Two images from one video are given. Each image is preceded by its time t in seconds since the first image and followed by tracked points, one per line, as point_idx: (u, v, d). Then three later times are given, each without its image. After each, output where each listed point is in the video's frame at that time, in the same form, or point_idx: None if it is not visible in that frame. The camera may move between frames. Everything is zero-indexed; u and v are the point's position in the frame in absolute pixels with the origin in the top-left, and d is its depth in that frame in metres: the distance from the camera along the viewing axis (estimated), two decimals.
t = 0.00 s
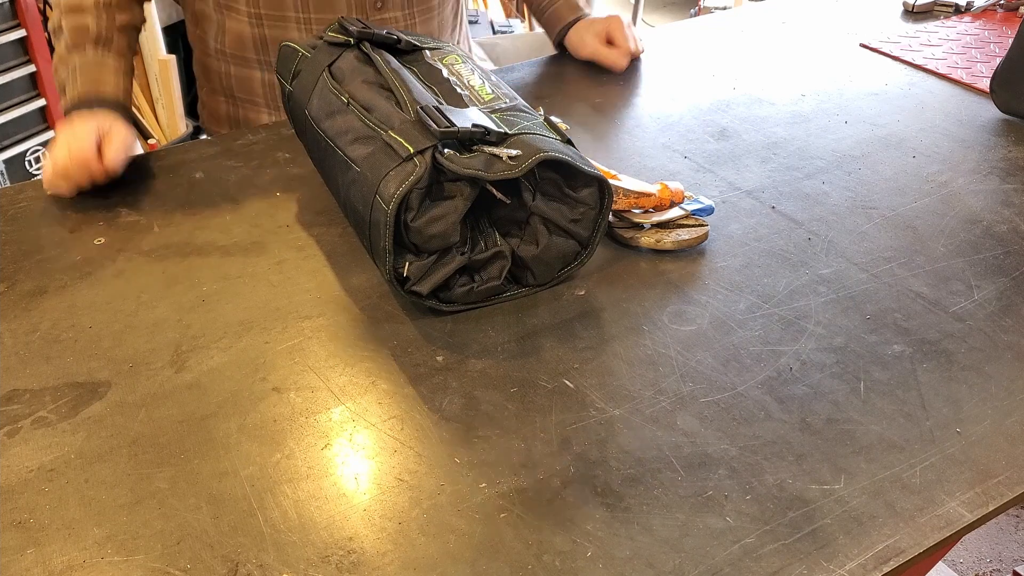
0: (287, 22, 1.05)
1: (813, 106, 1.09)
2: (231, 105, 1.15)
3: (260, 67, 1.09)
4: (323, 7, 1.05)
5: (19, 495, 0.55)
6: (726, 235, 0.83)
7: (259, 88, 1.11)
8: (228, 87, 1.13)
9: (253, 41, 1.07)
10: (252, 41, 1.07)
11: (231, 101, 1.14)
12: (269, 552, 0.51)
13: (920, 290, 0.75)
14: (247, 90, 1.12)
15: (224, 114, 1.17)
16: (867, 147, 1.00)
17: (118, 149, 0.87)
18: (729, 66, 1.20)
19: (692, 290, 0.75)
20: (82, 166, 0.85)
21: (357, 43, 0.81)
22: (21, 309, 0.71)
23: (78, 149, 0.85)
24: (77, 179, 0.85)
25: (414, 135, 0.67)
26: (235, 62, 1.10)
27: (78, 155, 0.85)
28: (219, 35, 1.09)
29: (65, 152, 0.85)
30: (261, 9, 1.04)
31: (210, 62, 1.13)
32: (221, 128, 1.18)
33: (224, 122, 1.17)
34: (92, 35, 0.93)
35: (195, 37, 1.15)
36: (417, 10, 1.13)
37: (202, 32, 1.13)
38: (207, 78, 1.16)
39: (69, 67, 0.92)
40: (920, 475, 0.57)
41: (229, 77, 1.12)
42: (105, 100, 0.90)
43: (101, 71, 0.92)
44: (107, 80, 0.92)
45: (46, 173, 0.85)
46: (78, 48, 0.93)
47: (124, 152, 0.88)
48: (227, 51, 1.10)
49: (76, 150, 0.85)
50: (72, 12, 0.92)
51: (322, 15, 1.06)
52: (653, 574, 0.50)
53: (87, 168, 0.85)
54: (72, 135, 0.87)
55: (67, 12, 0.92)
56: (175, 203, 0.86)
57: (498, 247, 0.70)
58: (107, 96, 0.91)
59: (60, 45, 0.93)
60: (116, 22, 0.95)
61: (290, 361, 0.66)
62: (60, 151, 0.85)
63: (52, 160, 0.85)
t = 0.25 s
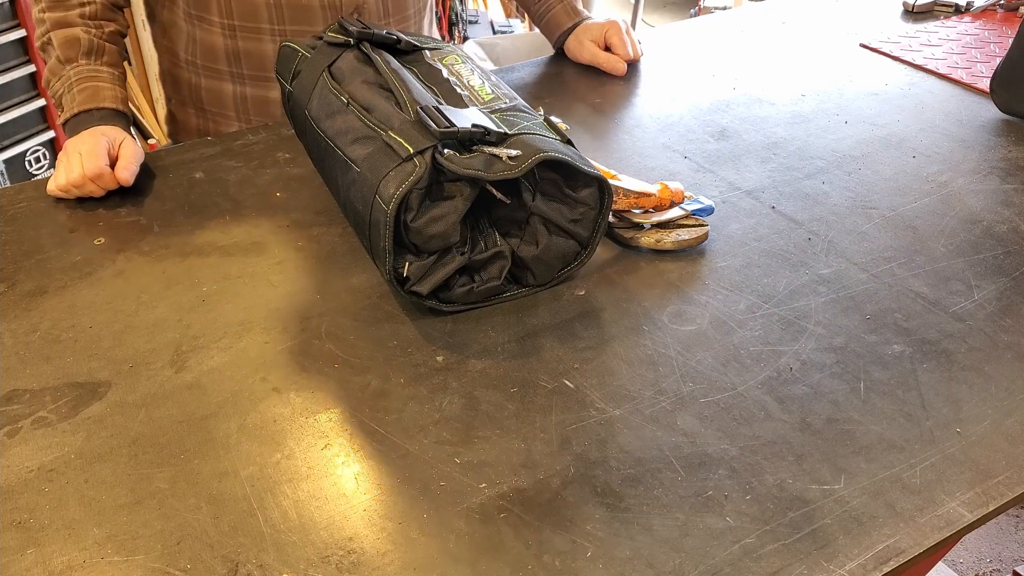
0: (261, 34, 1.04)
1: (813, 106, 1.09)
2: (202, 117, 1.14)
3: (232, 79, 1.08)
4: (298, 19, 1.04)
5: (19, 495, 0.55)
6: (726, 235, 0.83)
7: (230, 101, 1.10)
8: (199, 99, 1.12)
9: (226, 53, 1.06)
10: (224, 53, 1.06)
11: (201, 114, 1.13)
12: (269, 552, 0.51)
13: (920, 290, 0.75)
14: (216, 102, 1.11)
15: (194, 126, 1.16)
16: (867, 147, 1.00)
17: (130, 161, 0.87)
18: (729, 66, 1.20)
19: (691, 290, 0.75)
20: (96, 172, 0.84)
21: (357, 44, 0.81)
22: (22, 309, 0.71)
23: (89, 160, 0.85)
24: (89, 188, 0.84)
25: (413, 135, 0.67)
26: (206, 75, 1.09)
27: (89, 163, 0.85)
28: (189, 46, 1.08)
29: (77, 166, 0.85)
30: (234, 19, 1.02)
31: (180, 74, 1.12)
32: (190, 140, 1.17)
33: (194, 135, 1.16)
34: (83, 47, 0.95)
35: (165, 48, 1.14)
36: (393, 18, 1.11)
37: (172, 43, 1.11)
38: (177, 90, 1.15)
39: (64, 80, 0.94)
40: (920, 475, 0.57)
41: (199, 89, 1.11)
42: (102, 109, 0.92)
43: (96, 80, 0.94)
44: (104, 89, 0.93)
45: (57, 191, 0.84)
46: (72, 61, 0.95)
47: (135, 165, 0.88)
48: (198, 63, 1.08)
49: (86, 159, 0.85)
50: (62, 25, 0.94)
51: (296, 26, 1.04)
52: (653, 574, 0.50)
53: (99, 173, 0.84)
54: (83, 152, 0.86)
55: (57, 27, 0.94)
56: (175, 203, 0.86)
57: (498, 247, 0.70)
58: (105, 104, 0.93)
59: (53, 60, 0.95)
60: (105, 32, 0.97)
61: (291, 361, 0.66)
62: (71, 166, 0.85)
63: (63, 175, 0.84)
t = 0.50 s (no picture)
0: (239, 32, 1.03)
1: (813, 106, 1.09)
2: (182, 117, 1.12)
3: (212, 78, 1.07)
4: (274, 15, 1.03)
5: (18, 494, 0.55)
6: (726, 235, 0.83)
7: (211, 101, 1.08)
8: (178, 99, 1.10)
9: (205, 52, 1.05)
10: (203, 53, 1.05)
11: (181, 114, 1.12)
12: (269, 552, 0.51)
13: (920, 290, 0.75)
14: (196, 103, 1.09)
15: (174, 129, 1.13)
16: (866, 147, 1.00)
17: (129, 160, 0.87)
18: (729, 66, 1.20)
19: (691, 289, 0.75)
20: (95, 173, 0.84)
21: (357, 43, 0.81)
22: (21, 309, 0.71)
23: (86, 161, 0.85)
24: (88, 189, 0.84)
25: (414, 135, 0.67)
26: (183, 74, 1.07)
27: (87, 164, 0.84)
28: (167, 46, 1.06)
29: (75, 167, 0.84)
30: (212, 17, 1.02)
31: (156, 74, 1.10)
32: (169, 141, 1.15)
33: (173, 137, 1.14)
34: (73, 46, 0.95)
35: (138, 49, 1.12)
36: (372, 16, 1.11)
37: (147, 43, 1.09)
38: (152, 91, 1.13)
39: (58, 81, 0.93)
40: (920, 475, 0.57)
41: (178, 90, 1.09)
42: (97, 106, 0.92)
43: (89, 79, 0.94)
44: (98, 86, 0.93)
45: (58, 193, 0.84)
46: (63, 61, 0.94)
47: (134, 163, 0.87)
48: (175, 63, 1.07)
49: (84, 160, 0.85)
50: (51, 25, 0.94)
51: (274, 23, 1.04)
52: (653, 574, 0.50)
53: (97, 175, 0.84)
54: (81, 153, 0.86)
55: (46, 27, 0.94)
56: (175, 203, 0.86)
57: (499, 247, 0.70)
58: (99, 100, 0.92)
59: (44, 61, 0.94)
60: (94, 30, 0.97)
61: (291, 361, 0.66)
62: (70, 166, 0.85)
63: (62, 177, 0.84)
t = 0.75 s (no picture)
0: (228, 29, 1.01)
1: (813, 106, 1.09)
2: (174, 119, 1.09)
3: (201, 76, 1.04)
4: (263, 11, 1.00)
5: (19, 494, 0.55)
6: (726, 235, 0.83)
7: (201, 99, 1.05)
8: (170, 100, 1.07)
9: (195, 49, 1.02)
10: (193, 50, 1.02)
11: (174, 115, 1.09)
12: (269, 552, 0.51)
13: (920, 290, 0.75)
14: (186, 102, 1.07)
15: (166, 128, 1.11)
16: (867, 147, 1.00)
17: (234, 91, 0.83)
18: (729, 66, 1.20)
19: (691, 289, 0.75)
20: (211, 117, 0.80)
21: (357, 43, 0.81)
22: (21, 309, 0.71)
23: (202, 106, 0.80)
24: (204, 136, 0.81)
25: (414, 135, 0.67)
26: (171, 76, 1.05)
27: (209, 110, 0.80)
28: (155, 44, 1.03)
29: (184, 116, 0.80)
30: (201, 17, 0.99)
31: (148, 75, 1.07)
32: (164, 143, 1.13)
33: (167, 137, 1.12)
34: None
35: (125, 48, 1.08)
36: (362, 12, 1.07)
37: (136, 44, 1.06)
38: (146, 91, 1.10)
39: (86, 30, 0.86)
40: (920, 475, 0.57)
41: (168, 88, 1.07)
42: (140, 37, 0.85)
43: (123, 17, 0.86)
44: (132, 22, 0.85)
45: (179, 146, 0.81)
46: (88, 10, 0.86)
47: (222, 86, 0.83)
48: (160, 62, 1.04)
49: (198, 106, 0.80)
50: None
51: (263, 20, 1.01)
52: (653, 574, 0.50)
53: (216, 127, 0.80)
54: (186, 96, 0.80)
55: None
56: (175, 203, 0.86)
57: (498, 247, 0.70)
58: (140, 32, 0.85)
59: (66, 15, 0.86)
60: None
61: (291, 361, 0.66)
62: (176, 116, 0.80)
63: (180, 129, 0.80)
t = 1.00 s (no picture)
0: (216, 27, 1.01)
1: (813, 106, 1.09)
2: (165, 117, 1.09)
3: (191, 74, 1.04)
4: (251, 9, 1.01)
5: (18, 495, 0.55)
6: (726, 235, 0.83)
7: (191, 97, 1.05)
8: (160, 98, 1.07)
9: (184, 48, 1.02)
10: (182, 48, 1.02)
11: (165, 113, 1.09)
12: (269, 552, 0.51)
13: (920, 290, 0.75)
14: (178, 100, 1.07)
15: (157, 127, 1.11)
16: (867, 147, 1.00)
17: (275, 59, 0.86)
18: (729, 66, 1.20)
19: (691, 289, 0.75)
20: (270, 78, 0.83)
21: (357, 43, 0.81)
22: (21, 309, 0.71)
23: (260, 67, 0.83)
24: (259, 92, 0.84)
25: (413, 136, 0.67)
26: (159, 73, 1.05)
27: (264, 70, 0.83)
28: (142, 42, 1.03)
29: (247, 71, 0.82)
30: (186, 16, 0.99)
31: (138, 73, 1.07)
32: (157, 142, 1.12)
33: (159, 136, 1.12)
34: None
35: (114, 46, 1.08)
36: (350, 9, 1.08)
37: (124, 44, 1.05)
38: (138, 90, 1.09)
39: None
40: (920, 475, 0.57)
41: (159, 86, 1.06)
42: None
43: None
44: None
45: (235, 97, 0.83)
46: None
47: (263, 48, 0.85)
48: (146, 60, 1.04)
49: (255, 64, 0.82)
50: None
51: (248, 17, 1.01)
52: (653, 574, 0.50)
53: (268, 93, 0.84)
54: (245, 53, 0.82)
55: None
56: (175, 203, 0.86)
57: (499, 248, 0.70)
58: None
59: None
60: None
61: (291, 361, 0.66)
62: (238, 71, 0.82)
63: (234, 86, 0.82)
